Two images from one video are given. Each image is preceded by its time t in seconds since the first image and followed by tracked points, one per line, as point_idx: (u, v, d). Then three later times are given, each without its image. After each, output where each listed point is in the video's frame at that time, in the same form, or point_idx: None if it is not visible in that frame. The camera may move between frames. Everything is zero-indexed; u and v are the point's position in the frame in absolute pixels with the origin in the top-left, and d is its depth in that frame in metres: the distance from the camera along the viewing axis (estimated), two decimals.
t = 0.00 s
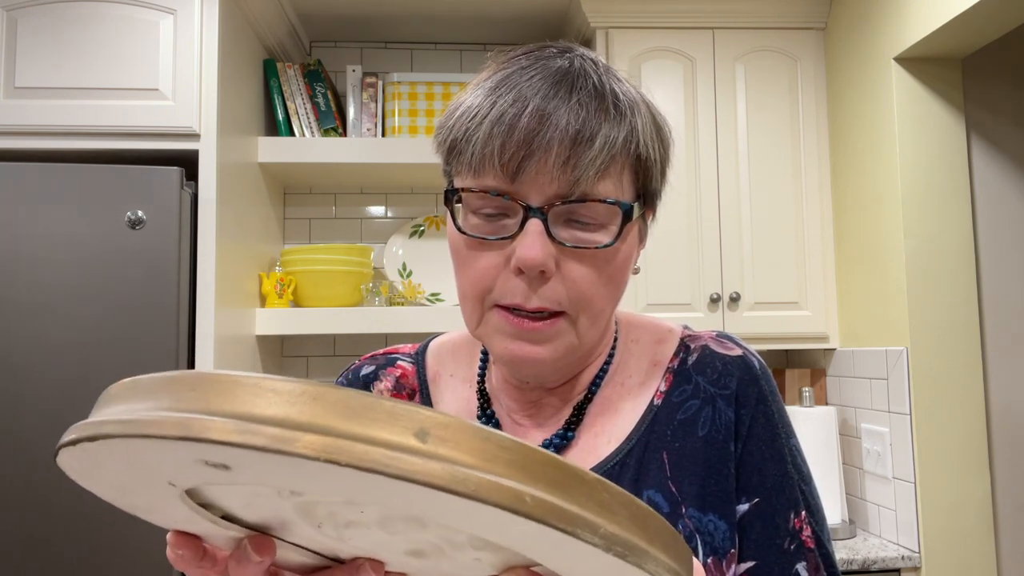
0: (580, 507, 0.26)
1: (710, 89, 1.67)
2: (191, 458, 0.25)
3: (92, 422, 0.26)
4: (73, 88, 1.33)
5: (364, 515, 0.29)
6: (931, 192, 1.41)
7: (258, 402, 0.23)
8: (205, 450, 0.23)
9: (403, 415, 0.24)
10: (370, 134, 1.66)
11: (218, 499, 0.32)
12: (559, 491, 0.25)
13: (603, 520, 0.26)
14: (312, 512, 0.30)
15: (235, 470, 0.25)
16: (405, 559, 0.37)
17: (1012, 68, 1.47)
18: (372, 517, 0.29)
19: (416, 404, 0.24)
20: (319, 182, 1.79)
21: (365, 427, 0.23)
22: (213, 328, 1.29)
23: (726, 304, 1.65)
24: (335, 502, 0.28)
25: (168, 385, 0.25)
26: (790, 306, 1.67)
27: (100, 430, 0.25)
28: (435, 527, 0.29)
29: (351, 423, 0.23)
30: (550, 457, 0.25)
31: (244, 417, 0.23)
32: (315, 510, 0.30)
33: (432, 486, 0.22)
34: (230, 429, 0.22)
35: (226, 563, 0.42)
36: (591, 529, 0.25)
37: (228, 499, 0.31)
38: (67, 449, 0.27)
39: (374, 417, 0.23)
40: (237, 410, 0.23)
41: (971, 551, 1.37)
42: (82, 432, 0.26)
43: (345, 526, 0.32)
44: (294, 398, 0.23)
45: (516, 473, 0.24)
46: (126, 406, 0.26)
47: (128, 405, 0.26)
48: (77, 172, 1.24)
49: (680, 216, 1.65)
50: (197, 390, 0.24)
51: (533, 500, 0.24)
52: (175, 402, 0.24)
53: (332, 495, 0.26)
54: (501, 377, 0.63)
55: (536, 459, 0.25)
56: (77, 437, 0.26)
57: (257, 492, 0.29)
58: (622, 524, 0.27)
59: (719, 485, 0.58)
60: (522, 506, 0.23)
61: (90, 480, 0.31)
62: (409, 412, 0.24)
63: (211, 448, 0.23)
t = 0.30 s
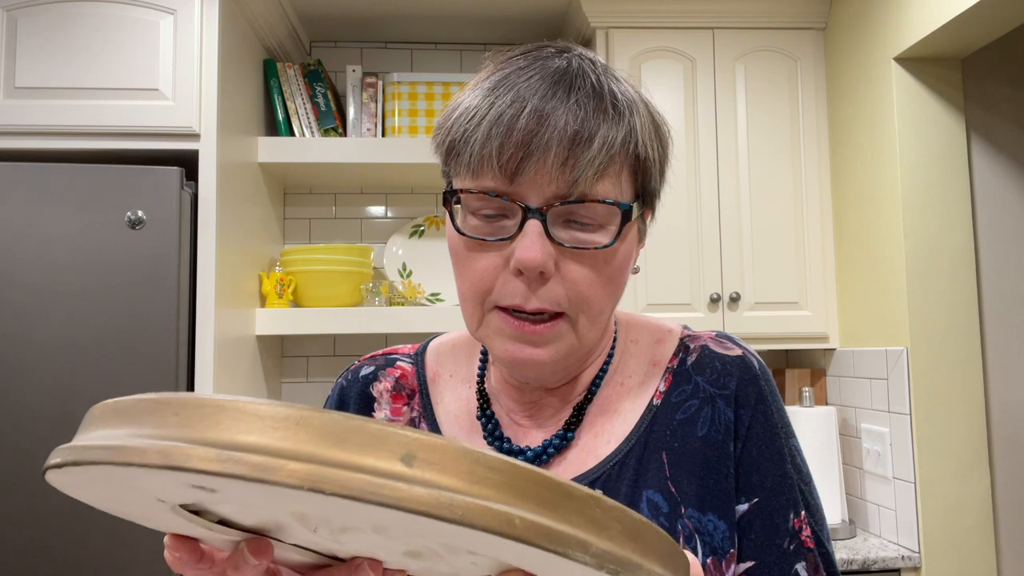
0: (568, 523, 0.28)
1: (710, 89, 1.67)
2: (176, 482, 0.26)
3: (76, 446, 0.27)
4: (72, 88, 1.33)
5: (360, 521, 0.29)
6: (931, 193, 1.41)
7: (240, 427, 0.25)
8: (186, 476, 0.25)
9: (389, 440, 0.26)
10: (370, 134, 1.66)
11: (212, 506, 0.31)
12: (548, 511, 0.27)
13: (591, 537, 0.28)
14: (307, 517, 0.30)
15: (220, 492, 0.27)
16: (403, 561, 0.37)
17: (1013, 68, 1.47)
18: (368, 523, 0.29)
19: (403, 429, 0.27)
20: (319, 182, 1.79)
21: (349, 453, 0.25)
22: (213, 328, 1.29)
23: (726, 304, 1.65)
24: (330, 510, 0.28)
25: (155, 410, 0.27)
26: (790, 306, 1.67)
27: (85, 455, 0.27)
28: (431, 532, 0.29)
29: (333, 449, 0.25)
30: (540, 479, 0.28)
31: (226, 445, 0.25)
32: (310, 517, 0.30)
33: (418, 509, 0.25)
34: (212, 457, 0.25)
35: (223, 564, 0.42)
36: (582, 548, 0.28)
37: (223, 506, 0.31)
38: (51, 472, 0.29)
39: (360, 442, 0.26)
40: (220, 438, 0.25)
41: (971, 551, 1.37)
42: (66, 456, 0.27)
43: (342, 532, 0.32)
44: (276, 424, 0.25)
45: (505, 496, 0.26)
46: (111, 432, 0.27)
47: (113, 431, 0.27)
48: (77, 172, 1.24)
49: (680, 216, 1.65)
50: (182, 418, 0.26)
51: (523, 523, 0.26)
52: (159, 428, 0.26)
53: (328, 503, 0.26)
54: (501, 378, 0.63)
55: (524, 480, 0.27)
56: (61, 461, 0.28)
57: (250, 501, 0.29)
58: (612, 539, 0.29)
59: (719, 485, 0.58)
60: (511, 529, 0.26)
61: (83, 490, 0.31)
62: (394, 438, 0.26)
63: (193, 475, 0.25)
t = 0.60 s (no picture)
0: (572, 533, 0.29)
1: (710, 89, 1.67)
2: (173, 508, 0.28)
3: (72, 476, 0.29)
4: (72, 89, 1.33)
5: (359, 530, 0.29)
6: (932, 193, 1.41)
7: (237, 454, 0.27)
8: (185, 502, 0.27)
9: (387, 463, 0.27)
10: (370, 134, 1.66)
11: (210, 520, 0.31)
12: (552, 524, 0.29)
13: (595, 545, 0.30)
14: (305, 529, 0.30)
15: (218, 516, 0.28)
16: (403, 567, 0.37)
17: (1013, 68, 1.47)
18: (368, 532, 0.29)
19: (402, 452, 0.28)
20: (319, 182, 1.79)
21: (348, 475, 0.27)
22: (213, 329, 1.29)
23: (726, 304, 1.65)
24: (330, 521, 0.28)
25: (149, 438, 0.28)
26: (790, 306, 1.67)
27: (82, 485, 0.28)
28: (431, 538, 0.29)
29: (333, 473, 0.27)
30: (544, 494, 0.29)
31: (222, 472, 0.26)
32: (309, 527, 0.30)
33: (424, 527, 0.26)
34: (210, 484, 0.26)
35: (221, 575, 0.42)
36: (587, 557, 0.29)
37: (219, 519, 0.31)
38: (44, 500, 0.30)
39: (357, 466, 0.27)
40: (217, 465, 0.26)
41: (971, 551, 1.37)
42: (61, 487, 0.29)
43: (341, 541, 0.32)
44: (275, 448, 0.27)
45: (511, 512, 0.28)
46: (105, 461, 0.29)
47: (107, 460, 0.29)
48: (76, 172, 1.24)
49: (680, 216, 1.65)
50: (176, 447, 0.27)
51: (532, 536, 0.27)
52: (155, 457, 0.27)
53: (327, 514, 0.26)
54: (500, 379, 0.63)
55: (527, 495, 0.29)
56: (56, 491, 0.29)
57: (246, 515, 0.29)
58: (615, 546, 0.30)
59: (718, 485, 0.58)
60: (521, 543, 0.27)
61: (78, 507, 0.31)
62: (395, 460, 0.27)
63: (191, 502, 0.26)
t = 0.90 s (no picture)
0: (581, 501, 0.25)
1: (710, 89, 1.67)
2: (187, 478, 0.25)
3: (82, 447, 0.25)
4: (72, 89, 1.33)
5: (361, 523, 0.29)
6: (932, 193, 1.41)
7: (254, 416, 0.23)
8: (203, 469, 0.23)
9: (402, 424, 0.23)
10: (370, 134, 1.66)
11: (212, 513, 0.31)
12: (563, 491, 0.25)
13: (606, 514, 0.26)
14: (307, 523, 0.31)
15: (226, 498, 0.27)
16: (404, 564, 0.37)
17: (1012, 69, 1.47)
18: (370, 523, 0.29)
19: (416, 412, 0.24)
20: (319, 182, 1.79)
21: (363, 437, 0.23)
22: (213, 329, 1.29)
23: (726, 304, 1.65)
24: (331, 512, 0.28)
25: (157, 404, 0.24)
26: (790, 306, 1.67)
27: (93, 455, 0.25)
28: (434, 530, 0.29)
29: (353, 435, 0.23)
30: (554, 461, 0.25)
31: (241, 435, 0.22)
32: (310, 521, 0.30)
33: (437, 491, 0.22)
34: (229, 448, 0.22)
35: None
36: (596, 525, 0.25)
37: (220, 514, 0.31)
38: (58, 477, 0.27)
39: (369, 428, 0.23)
40: (235, 428, 0.23)
41: (971, 551, 1.37)
42: (73, 460, 0.25)
43: (343, 535, 0.32)
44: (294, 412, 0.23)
45: (523, 476, 0.24)
46: (114, 431, 0.25)
47: (118, 428, 0.25)
48: (77, 172, 1.24)
49: (680, 216, 1.65)
50: (191, 409, 0.23)
51: (541, 501, 0.24)
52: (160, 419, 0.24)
53: (331, 505, 0.26)
54: (500, 378, 0.63)
55: (537, 459, 0.25)
56: (68, 466, 0.26)
57: (249, 506, 0.29)
58: (625, 516, 0.27)
59: (718, 486, 0.58)
60: (529, 507, 0.24)
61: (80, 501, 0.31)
62: (411, 421, 0.24)
63: (211, 468, 0.23)
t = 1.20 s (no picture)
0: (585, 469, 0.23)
1: (710, 89, 1.67)
2: (197, 456, 0.26)
3: (98, 401, 0.23)
4: (72, 88, 1.33)
5: (363, 509, 0.30)
6: (932, 193, 1.41)
7: (273, 364, 0.21)
8: (220, 419, 0.21)
9: (413, 377, 0.22)
10: (370, 134, 1.66)
11: (216, 501, 0.32)
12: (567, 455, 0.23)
13: (607, 482, 0.24)
14: (309, 510, 0.31)
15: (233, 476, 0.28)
16: (403, 559, 0.37)
17: (1013, 69, 1.47)
18: (373, 510, 0.30)
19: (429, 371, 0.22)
20: (320, 182, 1.79)
21: (374, 388, 0.21)
22: (213, 328, 1.30)
23: (726, 304, 1.65)
24: (334, 497, 0.29)
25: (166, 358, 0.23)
26: (790, 306, 1.67)
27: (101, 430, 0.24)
28: (435, 518, 0.29)
29: (363, 387, 0.21)
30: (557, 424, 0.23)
31: (257, 383, 0.21)
32: (313, 507, 0.31)
33: (439, 473, 0.23)
34: (244, 395, 0.20)
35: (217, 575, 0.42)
36: (596, 490, 0.23)
37: (225, 500, 0.31)
38: (75, 433, 0.25)
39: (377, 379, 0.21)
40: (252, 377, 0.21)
41: (971, 551, 1.37)
42: (92, 411, 0.23)
43: (345, 523, 0.33)
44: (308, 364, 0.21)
45: (528, 437, 0.22)
46: (128, 384, 0.23)
47: (134, 375, 0.23)
48: (77, 172, 1.24)
49: (680, 215, 1.65)
50: (206, 358, 0.22)
51: (544, 461, 0.22)
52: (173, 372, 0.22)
53: (334, 487, 0.27)
54: (500, 377, 0.63)
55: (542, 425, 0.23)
56: (87, 417, 0.23)
57: (254, 489, 0.30)
58: (627, 488, 0.25)
59: (717, 486, 0.58)
60: (531, 466, 0.22)
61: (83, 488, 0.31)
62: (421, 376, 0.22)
63: (228, 417, 0.21)
